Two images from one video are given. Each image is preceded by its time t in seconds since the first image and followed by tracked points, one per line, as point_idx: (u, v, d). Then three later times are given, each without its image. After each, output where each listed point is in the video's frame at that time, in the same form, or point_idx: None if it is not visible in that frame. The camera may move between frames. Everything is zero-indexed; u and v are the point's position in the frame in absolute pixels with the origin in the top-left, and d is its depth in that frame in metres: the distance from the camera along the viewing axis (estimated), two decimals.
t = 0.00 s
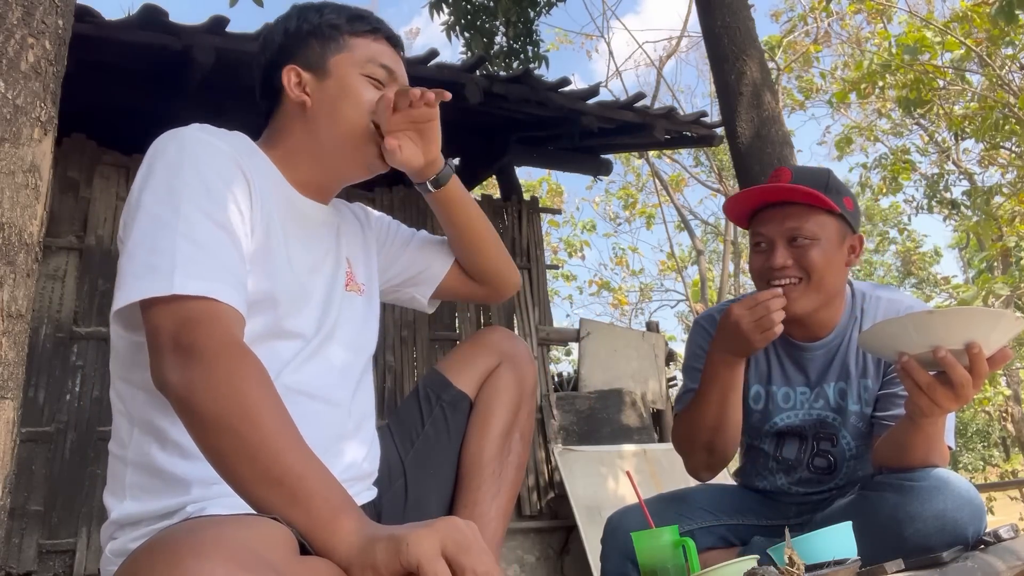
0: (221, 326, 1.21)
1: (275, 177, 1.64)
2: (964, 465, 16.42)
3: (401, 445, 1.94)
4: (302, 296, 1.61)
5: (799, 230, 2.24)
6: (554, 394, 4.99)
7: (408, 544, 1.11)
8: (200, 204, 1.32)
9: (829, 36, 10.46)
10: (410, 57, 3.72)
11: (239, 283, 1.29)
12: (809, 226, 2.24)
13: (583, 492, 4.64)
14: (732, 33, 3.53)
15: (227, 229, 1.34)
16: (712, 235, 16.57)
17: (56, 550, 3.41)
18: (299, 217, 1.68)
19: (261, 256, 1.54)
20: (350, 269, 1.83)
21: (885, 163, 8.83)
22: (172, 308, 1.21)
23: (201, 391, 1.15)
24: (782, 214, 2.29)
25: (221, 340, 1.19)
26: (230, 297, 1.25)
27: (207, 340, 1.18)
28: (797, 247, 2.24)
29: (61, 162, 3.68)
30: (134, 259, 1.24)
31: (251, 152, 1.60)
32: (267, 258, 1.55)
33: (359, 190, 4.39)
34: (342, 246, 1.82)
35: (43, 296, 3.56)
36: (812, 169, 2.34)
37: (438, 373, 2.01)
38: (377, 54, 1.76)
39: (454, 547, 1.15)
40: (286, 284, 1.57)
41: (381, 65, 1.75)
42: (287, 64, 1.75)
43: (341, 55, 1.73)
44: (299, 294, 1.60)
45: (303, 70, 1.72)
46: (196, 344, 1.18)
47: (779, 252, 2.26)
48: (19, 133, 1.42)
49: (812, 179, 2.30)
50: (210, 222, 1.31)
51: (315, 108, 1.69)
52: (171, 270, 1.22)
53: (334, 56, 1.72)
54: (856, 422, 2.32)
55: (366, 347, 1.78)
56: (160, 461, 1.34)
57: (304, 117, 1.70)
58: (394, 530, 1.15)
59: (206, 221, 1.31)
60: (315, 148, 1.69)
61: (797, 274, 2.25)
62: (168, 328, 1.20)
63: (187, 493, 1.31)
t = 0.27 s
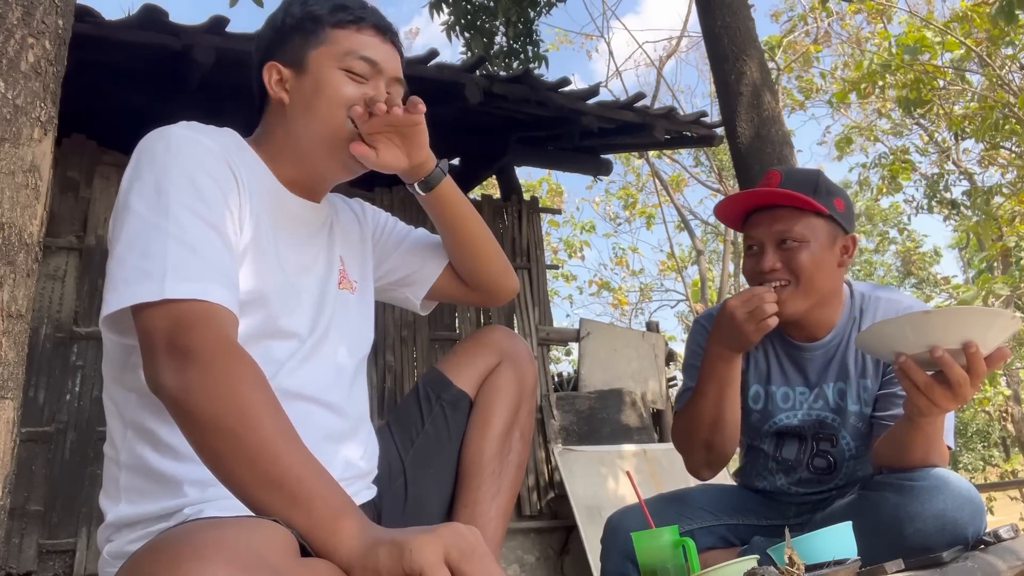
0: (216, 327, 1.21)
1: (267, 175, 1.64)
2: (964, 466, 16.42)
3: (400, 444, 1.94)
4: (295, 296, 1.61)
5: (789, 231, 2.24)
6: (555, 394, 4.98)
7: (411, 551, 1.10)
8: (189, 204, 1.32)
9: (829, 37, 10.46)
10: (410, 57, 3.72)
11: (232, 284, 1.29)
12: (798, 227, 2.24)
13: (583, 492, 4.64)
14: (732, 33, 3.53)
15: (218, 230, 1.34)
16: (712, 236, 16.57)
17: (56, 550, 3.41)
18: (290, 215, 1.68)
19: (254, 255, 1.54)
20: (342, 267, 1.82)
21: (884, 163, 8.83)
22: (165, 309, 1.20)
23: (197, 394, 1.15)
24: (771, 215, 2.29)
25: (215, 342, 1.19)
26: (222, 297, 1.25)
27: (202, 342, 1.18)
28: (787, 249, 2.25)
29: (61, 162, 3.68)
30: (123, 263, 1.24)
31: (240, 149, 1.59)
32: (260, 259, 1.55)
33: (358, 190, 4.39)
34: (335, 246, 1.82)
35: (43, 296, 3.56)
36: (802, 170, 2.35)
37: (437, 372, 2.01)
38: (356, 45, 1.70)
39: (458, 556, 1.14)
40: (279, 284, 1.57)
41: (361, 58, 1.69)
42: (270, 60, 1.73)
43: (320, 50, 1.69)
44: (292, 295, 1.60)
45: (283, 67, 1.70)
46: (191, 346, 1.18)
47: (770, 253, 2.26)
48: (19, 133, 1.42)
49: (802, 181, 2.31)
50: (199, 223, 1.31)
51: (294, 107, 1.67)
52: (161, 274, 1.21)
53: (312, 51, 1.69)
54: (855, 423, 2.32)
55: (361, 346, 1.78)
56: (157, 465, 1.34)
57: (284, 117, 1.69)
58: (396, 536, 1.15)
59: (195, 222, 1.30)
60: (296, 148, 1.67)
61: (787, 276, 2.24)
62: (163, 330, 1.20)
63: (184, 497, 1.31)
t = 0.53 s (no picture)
0: (215, 330, 1.21)
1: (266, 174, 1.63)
2: (964, 465, 16.43)
3: (401, 442, 1.93)
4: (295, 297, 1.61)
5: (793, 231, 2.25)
6: (555, 394, 4.98)
7: (411, 561, 1.12)
8: (184, 206, 1.31)
9: (829, 37, 10.47)
10: (410, 57, 3.72)
11: (230, 285, 1.29)
12: (802, 227, 2.25)
13: (583, 492, 4.64)
14: (732, 33, 3.53)
15: (216, 232, 1.34)
16: (712, 236, 16.58)
17: (56, 550, 3.41)
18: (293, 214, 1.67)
19: (254, 256, 1.54)
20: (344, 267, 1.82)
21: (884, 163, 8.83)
22: (162, 314, 1.20)
23: (198, 399, 1.16)
24: (776, 214, 2.29)
25: (215, 346, 1.19)
26: (221, 298, 1.25)
27: (201, 346, 1.19)
28: (792, 248, 2.25)
29: (61, 162, 3.68)
30: (121, 267, 1.24)
31: (238, 148, 1.58)
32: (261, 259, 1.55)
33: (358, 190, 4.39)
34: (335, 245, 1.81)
35: (43, 296, 3.56)
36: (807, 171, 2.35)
37: (439, 372, 2.01)
38: (343, 39, 1.66)
39: (457, 564, 1.15)
40: (278, 285, 1.57)
41: (348, 52, 1.65)
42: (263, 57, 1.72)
43: (306, 45, 1.66)
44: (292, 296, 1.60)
45: (272, 63, 1.68)
46: (190, 352, 1.18)
47: (774, 252, 2.26)
48: (19, 133, 1.42)
49: (806, 180, 2.31)
50: (195, 225, 1.31)
51: (282, 105, 1.65)
52: (157, 278, 1.21)
53: (299, 46, 1.66)
54: (855, 422, 2.32)
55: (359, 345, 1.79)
56: (157, 467, 1.34)
57: (274, 115, 1.67)
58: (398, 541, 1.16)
59: (191, 224, 1.30)
60: (284, 145, 1.65)
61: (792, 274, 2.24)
62: (161, 336, 1.20)
63: (184, 500, 1.31)
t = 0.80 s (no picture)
0: (195, 336, 1.21)
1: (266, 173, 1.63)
2: (964, 465, 16.42)
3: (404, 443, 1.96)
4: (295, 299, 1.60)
5: (807, 241, 2.22)
6: (555, 394, 4.98)
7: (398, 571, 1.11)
8: (179, 206, 1.32)
9: (829, 37, 10.47)
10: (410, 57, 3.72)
11: (218, 287, 1.28)
12: (815, 238, 2.22)
13: (583, 492, 4.63)
14: (732, 33, 3.53)
15: (209, 232, 1.34)
16: (712, 236, 16.58)
17: (56, 550, 3.41)
18: (291, 214, 1.67)
19: (254, 256, 1.53)
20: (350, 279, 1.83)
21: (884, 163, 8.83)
22: (148, 322, 1.21)
23: (181, 408, 1.15)
24: (789, 224, 2.25)
25: (195, 352, 1.19)
26: (209, 303, 1.25)
27: (181, 354, 1.18)
28: (804, 259, 2.23)
29: (61, 162, 3.68)
30: (116, 267, 1.25)
31: (240, 148, 1.59)
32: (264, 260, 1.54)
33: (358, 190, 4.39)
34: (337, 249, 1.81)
35: (43, 296, 3.56)
36: (815, 176, 2.31)
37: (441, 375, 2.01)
38: (362, 46, 1.66)
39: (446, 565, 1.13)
40: (282, 286, 1.56)
41: (366, 61, 1.66)
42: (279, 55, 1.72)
43: (323, 48, 1.67)
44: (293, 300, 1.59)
45: (289, 62, 1.69)
46: (170, 361, 1.18)
47: (787, 264, 2.24)
48: (19, 133, 1.42)
49: (818, 187, 2.27)
50: (189, 225, 1.31)
51: (295, 106, 1.67)
52: (149, 279, 1.22)
53: (316, 49, 1.67)
54: (855, 423, 2.32)
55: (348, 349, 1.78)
56: (156, 468, 1.34)
57: (286, 114, 1.68)
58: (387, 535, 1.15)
59: (185, 225, 1.30)
60: (294, 147, 1.66)
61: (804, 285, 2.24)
62: (144, 345, 1.20)
63: (183, 501, 1.31)
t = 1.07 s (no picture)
0: (191, 337, 1.21)
1: (274, 173, 1.63)
2: (964, 465, 16.42)
3: (405, 445, 2.00)
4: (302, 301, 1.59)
5: (830, 272, 2.13)
6: (555, 394, 4.98)
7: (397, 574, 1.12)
8: (189, 206, 1.32)
9: (829, 37, 10.47)
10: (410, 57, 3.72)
11: (221, 289, 1.28)
12: (838, 267, 2.13)
13: (583, 492, 4.63)
14: (732, 33, 3.53)
15: (217, 233, 1.34)
16: (712, 235, 16.57)
17: (56, 550, 3.41)
18: (301, 219, 1.68)
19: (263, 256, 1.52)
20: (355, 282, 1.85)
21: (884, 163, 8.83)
22: (147, 323, 1.21)
23: (177, 410, 1.16)
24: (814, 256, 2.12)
25: (189, 354, 1.19)
26: (211, 304, 1.25)
27: (178, 356, 1.18)
28: (824, 288, 2.15)
29: (61, 162, 3.68)
30: (123, 265, 1.25)
31: (251, 150, 1.60)
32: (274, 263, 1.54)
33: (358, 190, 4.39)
34: (342, 252, 1.81)
35: (43, 296, 3.56)
36: (837, 200, 2.20)
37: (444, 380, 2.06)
38: (380, 60, 1.67)
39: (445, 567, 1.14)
40: (291, 288, 1.57)
41: (383, 74, 1.67)
42: (297, 56, 1.73)
43: (341, 56, 1.68)
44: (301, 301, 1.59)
45: (307, 66, 1.70)
46: (166, 363, 1.18)
47: (806, 293, 2.15)
48: (19, 133, 1.42)
49: (840, 212, 2.17)
50: (197, 225, 1.31)
51: (309, 111, 1.68)
52: (155, 277, 1.22)
53: (335, 56, 1.68)
54: (855, 423, 2.33)
55: (349, 351, 1.79)
56: (158, 468, 1.34)
57: (299, 118, 1.69)
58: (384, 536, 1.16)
59: (193, 224, 1.30)
60: (304, 151, 1.68)
61: (821, 310, 2.19)
62: (142, 346, 1.20)
63: (185, 501, 1.32)
